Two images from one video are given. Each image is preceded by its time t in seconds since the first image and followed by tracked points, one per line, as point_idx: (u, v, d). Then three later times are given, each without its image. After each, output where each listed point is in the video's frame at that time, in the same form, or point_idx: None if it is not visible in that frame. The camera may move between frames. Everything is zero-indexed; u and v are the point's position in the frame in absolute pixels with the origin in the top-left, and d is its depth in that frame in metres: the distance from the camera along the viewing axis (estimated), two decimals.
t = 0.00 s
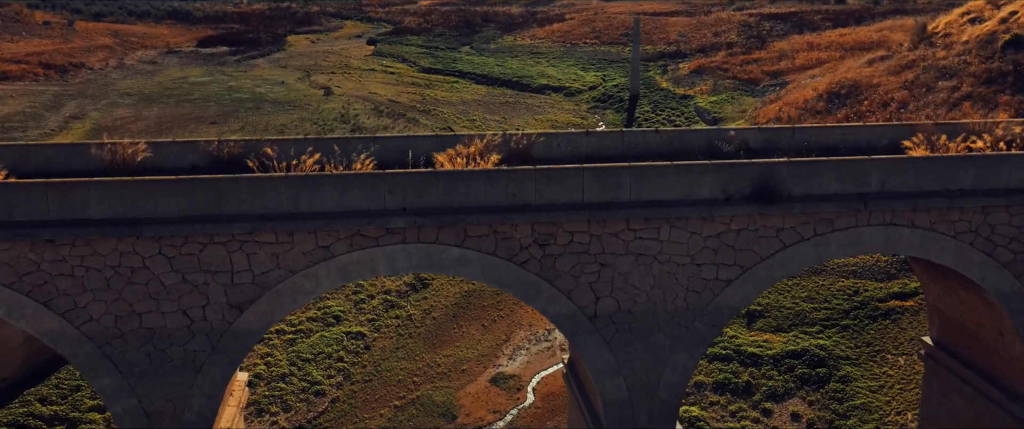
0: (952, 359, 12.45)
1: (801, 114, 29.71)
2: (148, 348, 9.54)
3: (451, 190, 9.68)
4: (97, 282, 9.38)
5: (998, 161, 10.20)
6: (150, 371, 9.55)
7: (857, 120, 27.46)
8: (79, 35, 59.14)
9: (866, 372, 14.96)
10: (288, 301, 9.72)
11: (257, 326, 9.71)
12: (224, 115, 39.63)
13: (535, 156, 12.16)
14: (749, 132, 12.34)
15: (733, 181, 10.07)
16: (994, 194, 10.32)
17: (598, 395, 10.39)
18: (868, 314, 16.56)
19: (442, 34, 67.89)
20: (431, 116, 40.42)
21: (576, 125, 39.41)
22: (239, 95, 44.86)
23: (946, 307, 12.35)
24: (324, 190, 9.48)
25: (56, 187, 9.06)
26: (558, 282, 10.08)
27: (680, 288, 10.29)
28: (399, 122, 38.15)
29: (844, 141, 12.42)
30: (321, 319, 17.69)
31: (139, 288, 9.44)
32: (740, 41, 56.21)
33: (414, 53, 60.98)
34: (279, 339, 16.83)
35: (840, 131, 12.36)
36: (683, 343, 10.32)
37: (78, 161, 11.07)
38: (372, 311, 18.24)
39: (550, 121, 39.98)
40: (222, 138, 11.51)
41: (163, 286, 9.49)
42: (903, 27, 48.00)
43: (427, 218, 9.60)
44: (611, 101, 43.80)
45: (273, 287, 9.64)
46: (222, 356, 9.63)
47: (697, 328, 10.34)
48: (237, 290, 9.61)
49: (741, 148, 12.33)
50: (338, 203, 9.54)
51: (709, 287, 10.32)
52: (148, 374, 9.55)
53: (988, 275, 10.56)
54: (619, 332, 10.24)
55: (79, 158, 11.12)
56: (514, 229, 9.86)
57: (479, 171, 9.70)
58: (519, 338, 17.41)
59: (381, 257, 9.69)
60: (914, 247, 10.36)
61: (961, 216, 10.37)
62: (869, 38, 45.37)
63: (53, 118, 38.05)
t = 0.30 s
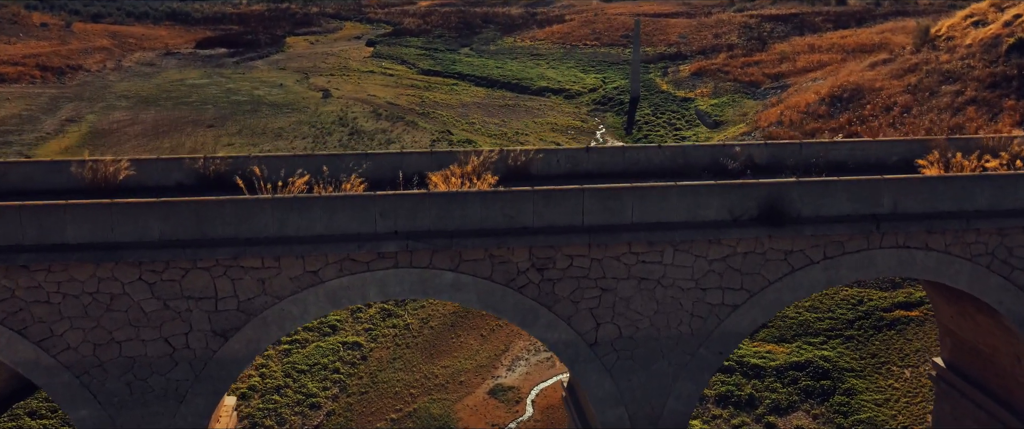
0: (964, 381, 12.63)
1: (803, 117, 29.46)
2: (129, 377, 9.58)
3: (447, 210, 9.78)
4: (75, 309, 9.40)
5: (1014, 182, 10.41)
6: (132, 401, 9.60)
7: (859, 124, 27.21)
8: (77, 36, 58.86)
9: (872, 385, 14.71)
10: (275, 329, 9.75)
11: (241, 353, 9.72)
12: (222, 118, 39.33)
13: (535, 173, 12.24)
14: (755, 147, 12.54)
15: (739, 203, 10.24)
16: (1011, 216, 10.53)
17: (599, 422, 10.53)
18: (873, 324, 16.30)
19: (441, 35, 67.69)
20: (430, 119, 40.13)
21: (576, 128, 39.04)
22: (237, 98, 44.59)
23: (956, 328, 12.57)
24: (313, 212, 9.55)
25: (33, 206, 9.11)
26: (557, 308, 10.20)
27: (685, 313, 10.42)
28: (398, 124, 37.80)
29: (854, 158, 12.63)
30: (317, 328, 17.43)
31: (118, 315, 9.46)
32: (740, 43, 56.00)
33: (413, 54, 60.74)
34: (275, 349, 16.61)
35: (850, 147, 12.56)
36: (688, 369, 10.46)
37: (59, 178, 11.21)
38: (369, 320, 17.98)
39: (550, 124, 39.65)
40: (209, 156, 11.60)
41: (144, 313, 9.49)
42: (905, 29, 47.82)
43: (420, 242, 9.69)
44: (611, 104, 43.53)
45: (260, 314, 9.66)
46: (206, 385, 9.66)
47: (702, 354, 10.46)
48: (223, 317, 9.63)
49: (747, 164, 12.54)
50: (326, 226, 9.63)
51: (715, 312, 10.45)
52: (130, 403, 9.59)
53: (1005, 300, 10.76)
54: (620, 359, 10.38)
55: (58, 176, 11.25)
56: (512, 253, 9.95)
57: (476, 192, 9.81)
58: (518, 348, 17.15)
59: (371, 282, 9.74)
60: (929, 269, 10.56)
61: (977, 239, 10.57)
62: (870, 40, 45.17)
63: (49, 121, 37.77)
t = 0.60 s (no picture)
0: (977, 403, 12.97)
1: (805, 121, 29.24)
2: (107, 410, 10.23)
3: (441, 232, 10.30)
4: (52, 341, 10.01)
5: None
6: None
7: (862, 128, 26.96)
8: (74, 38, 58.55)
9: (878, 399, 14.51)
10: (260, 359, 10.34)
11: (223, 384, 10.31)
12: (219, 121, 39.07)
13: (531, 192, 12.86)
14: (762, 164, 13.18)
15: (749, 226, 10.77)
16: None
17: None
18: (878, 334, 16.08)
19: (441, 37, 67.42)
20: (429, 122, 39.85)
21: (576, 132, 38.70)
22: (235, 100, 44.34)
23: (965, 350, 12.97)
24: (300, 237, 10.07)
25: (6, 237, 9.60)
26: (555, 336, 10.79)
27: (690, 341, 11.04)
28: (396, 127, 37.46)
29: (863, 175, 13.29)
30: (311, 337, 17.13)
31: (96, 346, 10.08)
32: (741, 44, 55.78)
33: (413, 56, 60.48)
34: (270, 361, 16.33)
35: (859, 165, 13.26)
36: (694, 398, 11.08)
37: (39, 198, 11.82)
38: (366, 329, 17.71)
39: (550, 127, 39.32)
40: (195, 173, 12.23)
41: (123, 344, 10.10)
42: (907, 31, 47.67)
43: (411, 269, 10.19)
44: (611, 107, 43.25)
45: (243, 344, 10.27)
46: (188, 416, 10.28)
47: (707, 383, 11.10)
48: (205, 348, 10.23)
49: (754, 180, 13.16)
50: (313, 252, 10.16)
51: (722, 339, 11.07)
52: None
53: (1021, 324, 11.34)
54: (623, 389, 10.98)
55: (37, 196, 11.85)
56: (509, 280, 10.50)
57: (470, 216, 10.31)
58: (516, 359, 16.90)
59: (359, 310, 10.30)
60: (945, 294, 11.10)
61: (994, 263, 11.10)
62: (872, 42, 45.04)
63: (45, 124, 37.51)
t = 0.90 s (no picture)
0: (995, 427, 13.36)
1: (807, 125, 29.04)
2: None
3: (434, 260, 10.68)
4: (25, 374, 10.39)
5: None
6: None
7: (865, 133, 26.72)
8: (72, 40, 58.25)
9: (882, 412, 15.05)
10: (244, 391, 10.65)
11: (205, 416, 10.63)
12: (217, 124, 38.82)
13: (528, 211, 13.13)
14: (769, 182, 13.35)
15: (754, 254, 11.18)
16: None
17: None
18: (883, 346, 16.59)
19: (440, 38, 67.12)
20: (428, 125, 39.61)
21: (576, 135, 38.40)
22: (233, 103, 44.08)
23: (981, 375, 13.37)
24: (285, 266, 10.46)
25: None
26: (552, 369, 11.12)
27: (695, 371, 11.36)
28: (395, 131, 37.18)
29: (873, 193, 13.48)
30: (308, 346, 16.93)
31: (70, 378, 10.44)
32: (742, 46, 55.58)
33: (412, 58, 60.19)
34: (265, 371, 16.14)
35: (870, 183, 13.45)
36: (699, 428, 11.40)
37: (14, 219, 12.08)
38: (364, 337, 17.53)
39: (549, 130, 39.06)
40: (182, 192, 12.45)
41: (98, 377, 10.47)
42: (909, 33, 47.51)
43: (402, 298, 10.55)
44: (611, 110, 43.01)
45: (226, 376, 10.59)
46: None
47: (713, 415, 11.40)
48: (186, 380, 10.55)
49: (760, 198, 13.33)
50: (299, 281, 10.54)
51: (731, 370, 11.38)
52: None
53: None
54: (624, 420, 11.31)
55: (12, 216, 12.12)
56: (504, 310, 10.83)
57: (463, 242, 10.69)
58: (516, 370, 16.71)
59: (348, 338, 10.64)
60: (960, 320, 11.49)
61: (1011, 289, 11.50)
62: (873, 44, 44.89)
63: (41, 128, 37.24)
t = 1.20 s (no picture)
0: None
1: (808, 130, 28.79)
2: None
3: (424, 290, 10.54)
4: None
5: None
6: None
7: (867, 137, 26.45)
8: (69, 41, 58.00)
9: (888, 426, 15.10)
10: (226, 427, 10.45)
11: None
12: (214, 127, 38.56)
13: (524, 234, 12.94)
14: (775, 203, 13.13)
15: (759, 283, 11.00)
16: None
17: None
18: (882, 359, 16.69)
19: (440, 40, 66.88)
20: (427, 128, 39.34)
21: (576, 138, 38.12)
22: (231, 105, 43.83)
23: (998, 401, 13.15)
24: (268, 297, 10.33)
25: None
26: (550, 402, 10.90)
27: (699, 404, 11.13)
28: (393, 134, 36.87)
29: (883, 214, 13.21)
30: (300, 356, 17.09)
31: (42, 413, 10.27)
32: (743, 48, 55.40)
33: (411, 59, 59.97)
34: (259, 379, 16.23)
35: (880, 202, 13.16)
36: None
37: None
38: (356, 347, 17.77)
39: (549, 133, 38.81)
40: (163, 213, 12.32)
41: (71, 411, 10.28)
42: (910, 35, 47.30)
43: (391, 331, 10.38)
44: (611, 112, 42.75)
45: (207, 411, 10.39)
46: None
47: None
48: (167, 415, 10.38)
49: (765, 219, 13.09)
50: (282, 312, 10.40)
51: (736, 402, 11.14)
52: None
53: None
54: None
55: None
56: (500, 342, 10.63)
57: (456, 271, 10.56)
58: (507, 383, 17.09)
59: (335, 371, 10.42)
60: (976, 350, 11.25)
61: None
62: (874, 46, 44.69)
63: (37, 131, 36.98)
